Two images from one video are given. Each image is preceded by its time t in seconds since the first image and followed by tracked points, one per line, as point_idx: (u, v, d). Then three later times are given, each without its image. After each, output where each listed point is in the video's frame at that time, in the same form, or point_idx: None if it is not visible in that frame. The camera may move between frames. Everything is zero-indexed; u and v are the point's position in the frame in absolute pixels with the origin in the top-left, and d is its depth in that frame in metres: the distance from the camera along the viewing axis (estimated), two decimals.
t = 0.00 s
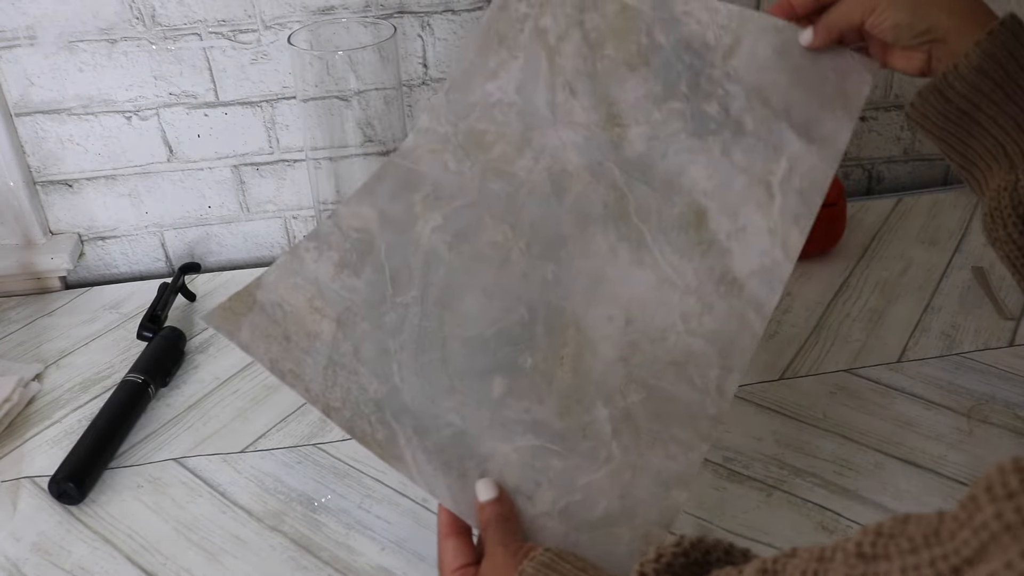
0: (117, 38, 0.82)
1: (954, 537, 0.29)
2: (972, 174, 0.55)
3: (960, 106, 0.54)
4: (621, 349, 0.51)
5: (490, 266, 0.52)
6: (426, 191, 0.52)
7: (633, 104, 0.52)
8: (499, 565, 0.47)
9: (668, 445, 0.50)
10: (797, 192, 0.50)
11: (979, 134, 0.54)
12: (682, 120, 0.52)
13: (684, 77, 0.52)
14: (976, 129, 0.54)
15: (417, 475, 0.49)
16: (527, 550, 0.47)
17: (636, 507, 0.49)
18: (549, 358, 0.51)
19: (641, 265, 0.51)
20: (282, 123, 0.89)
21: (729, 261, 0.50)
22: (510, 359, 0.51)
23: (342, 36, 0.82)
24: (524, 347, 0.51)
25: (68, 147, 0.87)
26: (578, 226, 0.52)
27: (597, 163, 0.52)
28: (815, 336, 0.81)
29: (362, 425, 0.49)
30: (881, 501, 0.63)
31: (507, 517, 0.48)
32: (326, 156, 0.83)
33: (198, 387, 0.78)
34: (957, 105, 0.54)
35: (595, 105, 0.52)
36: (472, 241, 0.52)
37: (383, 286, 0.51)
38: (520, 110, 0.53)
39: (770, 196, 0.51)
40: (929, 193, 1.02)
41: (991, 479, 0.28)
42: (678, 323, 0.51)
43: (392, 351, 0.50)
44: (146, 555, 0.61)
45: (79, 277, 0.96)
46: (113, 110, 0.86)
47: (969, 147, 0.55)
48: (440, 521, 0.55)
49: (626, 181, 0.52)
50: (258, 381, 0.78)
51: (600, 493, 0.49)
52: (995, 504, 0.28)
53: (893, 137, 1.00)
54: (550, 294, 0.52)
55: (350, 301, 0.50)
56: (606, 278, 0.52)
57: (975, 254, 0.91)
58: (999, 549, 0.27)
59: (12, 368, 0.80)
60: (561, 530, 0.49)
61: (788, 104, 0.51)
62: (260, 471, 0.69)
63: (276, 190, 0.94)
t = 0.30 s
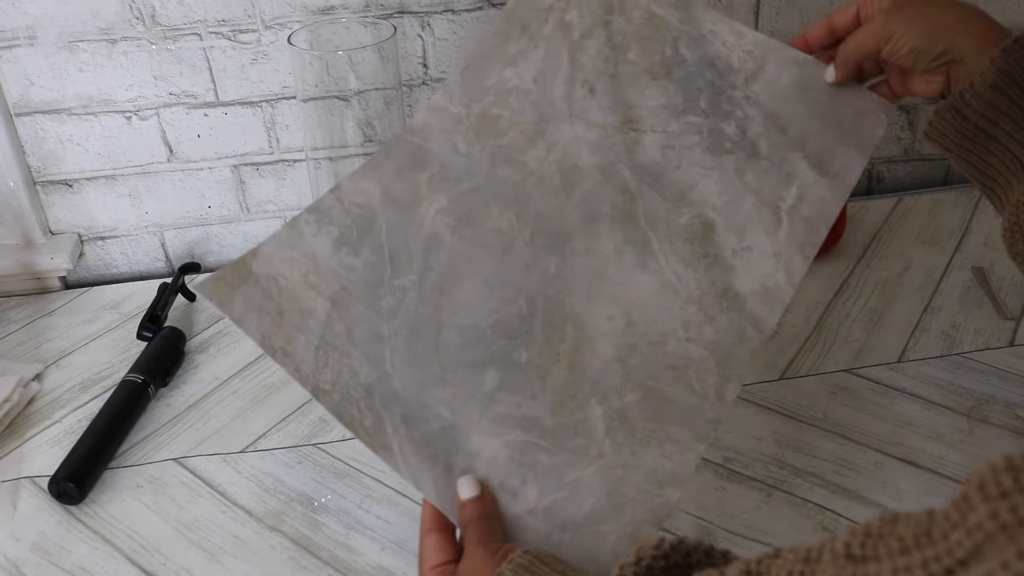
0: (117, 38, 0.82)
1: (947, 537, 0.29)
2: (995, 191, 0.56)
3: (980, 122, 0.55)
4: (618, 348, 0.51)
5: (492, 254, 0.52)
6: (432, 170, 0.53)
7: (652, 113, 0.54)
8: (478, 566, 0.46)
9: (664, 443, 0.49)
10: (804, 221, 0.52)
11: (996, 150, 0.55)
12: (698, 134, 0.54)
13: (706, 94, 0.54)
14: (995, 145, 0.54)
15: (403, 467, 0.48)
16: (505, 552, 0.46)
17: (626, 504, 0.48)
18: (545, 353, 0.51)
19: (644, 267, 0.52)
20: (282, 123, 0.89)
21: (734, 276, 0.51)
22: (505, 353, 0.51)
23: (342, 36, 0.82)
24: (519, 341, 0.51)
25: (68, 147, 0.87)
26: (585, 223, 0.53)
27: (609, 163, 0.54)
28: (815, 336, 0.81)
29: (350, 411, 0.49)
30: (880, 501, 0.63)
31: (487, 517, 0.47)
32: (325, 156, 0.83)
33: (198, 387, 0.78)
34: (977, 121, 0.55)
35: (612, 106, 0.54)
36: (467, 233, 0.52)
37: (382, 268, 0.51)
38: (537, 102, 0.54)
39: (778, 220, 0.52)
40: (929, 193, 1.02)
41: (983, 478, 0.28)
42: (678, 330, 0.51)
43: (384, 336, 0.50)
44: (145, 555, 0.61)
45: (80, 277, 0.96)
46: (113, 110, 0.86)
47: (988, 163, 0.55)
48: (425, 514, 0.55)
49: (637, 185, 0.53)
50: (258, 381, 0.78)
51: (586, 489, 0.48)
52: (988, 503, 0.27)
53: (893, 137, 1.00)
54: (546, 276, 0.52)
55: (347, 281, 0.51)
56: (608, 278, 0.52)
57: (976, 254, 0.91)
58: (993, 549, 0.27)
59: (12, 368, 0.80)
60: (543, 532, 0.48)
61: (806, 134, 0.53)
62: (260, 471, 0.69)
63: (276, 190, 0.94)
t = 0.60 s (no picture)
0: (117, 38, 0.82)
1: (961, 565, 0.29)
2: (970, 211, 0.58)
3: (947, 148, 0.57)
4: (637, 364, 0.49)
5: (515, 259, 0.51)
6: (460, 167, 0.54)
7: (680, 151, 0.57)
8: None
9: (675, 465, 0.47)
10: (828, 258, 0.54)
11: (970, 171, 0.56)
12: (726, 174, 0.56)
13: (731, 141, 0.58)
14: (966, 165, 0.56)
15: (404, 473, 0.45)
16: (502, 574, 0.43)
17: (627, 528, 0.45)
18: (560, 367, 0.49)
19: (669, 287, 0.51)
20: (282, 123, 0.89)
21: (760, 301, 0.52)
22: (519, 364, 0.49)
23: (342, 36, 0.82)
24: (536, 352, 0.49)
25: (68, 147, 0.87)
26: (612, 241, 0.53)
27: (637, 188, 0.55)
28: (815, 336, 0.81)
29: (355, 407, 0.46)
30: (881, 502, 0.63)
31: (487, 534, 0.44)
32: (325, 156, 0.83)
33: (197, 387, 0.78)
34: (940, 148, 0.57)
35: (642, 139, 0.57)
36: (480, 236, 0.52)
37: (401, 263, 0.50)
38: (568, 123, 0.57)
39: (804, 255, 0.54)
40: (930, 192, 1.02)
41: (993, 500, 0.29)
42: (704, 349, 0.50)
43: (398, 333, 0.48)
44: (146, 555, 0.61)
45: (79, 277, 0.96)
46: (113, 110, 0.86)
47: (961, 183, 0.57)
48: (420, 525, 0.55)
49: (663, 210, 0.54)
50: (258, 381, 0.78)
51: (590, 512, 0.45)
52: (1006, 528, 0.28)
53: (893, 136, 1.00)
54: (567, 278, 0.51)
55: (363, 272, 0.49)
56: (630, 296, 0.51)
57: (975, 254, 0.91)
58: None
59: (12, 368, 0.80)
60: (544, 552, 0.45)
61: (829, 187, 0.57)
62: (261, 471, 0.69)
63: (276, 189, 0.94)
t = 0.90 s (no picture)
0: (117, 38, 0.82)
1: None
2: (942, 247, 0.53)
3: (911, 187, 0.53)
4: (621, 416, 0.47)
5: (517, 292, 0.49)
6: (463, 191, 0.49)
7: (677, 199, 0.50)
8: None
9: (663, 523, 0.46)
10: (798, 337, 0.49)
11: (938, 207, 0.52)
12: (714, 227, 0.50)
13: (724, 193, 0.51)
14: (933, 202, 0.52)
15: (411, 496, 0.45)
16: None
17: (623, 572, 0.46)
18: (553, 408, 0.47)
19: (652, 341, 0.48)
20: (282, 123, 0.89)
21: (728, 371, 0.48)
22: (517, 398, 0.47)
23: (342, 36, 0.82)
24: (532, 389, 0.48)
25: (68, 147, 0.87)
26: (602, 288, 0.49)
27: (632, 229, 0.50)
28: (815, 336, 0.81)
29: (362, 426, 0.45)
30: (881, 502, 0.63)
31: (490, 566, 0.45)
32: (326, 156, 0.83)
33: (198, 387, 0.78)
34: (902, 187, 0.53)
35: (643, 174, 0.51)
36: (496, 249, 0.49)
37: (407, 280, 0.48)
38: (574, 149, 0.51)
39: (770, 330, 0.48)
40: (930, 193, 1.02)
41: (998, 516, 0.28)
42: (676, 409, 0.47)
43: (404, 352, 0.47)
44: (146, 555, 0.61)
45: (80, 277, 0.96)
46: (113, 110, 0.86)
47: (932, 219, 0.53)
48: (427, 550, 0.57)
49: (654, 257, 0.49)
50: (258, 382, 0.78)
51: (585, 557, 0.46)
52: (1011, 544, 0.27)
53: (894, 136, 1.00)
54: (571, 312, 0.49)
55: (371, 287, 0.47)
56: (618, 344, 0.48)
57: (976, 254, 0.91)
58: None
59: (12, 368, 0.80)
60: None
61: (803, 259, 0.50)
62: (261, 471, 0.69)
63: (276, 190, 0.94)
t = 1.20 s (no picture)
0: (117, 38, 0.82)
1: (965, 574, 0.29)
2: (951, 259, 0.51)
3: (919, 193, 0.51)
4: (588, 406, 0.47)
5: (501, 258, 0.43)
6: (469, 135, 0.41)
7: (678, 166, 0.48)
8: None
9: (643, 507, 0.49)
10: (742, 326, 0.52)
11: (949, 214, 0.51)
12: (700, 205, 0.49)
13: (718, 167, 0.50)
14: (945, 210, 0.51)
15: (383, 490, 0.41)
16: None
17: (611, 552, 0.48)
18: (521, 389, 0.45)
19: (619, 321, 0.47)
20: (282, 123, 0.89)
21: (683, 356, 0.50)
22: (488, 382, 0.44)
23: (342, 36, 0.82)
24: (502, 370, 0.44)
25: (68, 147, 0.87)
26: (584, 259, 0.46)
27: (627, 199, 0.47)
28: (815, 336, 0.81)
29: (336, 422, 0.40)
30: (881, 501, 0.63)
31: (456, 561, 0.42)
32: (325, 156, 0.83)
33: (198, 387, 0.78)
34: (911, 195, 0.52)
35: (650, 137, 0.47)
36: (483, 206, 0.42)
37: (389, 250, 0.40)
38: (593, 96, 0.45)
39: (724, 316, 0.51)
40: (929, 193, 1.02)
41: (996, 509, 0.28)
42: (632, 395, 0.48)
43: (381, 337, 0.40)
44: (146, 555, 0.61)
45: (80, 277, 0.96)
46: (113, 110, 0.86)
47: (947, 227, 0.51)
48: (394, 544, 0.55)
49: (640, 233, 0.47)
50: (258, 382, 0.78)
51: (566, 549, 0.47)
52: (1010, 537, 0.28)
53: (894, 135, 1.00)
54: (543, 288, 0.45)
55: (350, 261, 0.39)
56: (591, 327, 0.47)
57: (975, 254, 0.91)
58: None
59: (12, 368, 0.80)
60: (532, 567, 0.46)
61: (769, 249, 0.53)
62: (261, 471, 0.69)
63: (276, 190, 0.94)
